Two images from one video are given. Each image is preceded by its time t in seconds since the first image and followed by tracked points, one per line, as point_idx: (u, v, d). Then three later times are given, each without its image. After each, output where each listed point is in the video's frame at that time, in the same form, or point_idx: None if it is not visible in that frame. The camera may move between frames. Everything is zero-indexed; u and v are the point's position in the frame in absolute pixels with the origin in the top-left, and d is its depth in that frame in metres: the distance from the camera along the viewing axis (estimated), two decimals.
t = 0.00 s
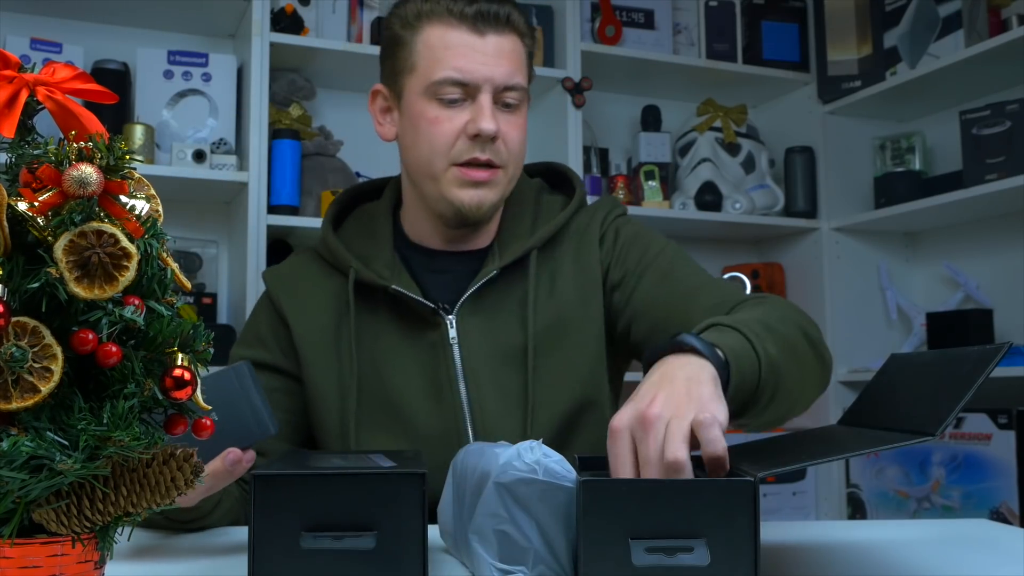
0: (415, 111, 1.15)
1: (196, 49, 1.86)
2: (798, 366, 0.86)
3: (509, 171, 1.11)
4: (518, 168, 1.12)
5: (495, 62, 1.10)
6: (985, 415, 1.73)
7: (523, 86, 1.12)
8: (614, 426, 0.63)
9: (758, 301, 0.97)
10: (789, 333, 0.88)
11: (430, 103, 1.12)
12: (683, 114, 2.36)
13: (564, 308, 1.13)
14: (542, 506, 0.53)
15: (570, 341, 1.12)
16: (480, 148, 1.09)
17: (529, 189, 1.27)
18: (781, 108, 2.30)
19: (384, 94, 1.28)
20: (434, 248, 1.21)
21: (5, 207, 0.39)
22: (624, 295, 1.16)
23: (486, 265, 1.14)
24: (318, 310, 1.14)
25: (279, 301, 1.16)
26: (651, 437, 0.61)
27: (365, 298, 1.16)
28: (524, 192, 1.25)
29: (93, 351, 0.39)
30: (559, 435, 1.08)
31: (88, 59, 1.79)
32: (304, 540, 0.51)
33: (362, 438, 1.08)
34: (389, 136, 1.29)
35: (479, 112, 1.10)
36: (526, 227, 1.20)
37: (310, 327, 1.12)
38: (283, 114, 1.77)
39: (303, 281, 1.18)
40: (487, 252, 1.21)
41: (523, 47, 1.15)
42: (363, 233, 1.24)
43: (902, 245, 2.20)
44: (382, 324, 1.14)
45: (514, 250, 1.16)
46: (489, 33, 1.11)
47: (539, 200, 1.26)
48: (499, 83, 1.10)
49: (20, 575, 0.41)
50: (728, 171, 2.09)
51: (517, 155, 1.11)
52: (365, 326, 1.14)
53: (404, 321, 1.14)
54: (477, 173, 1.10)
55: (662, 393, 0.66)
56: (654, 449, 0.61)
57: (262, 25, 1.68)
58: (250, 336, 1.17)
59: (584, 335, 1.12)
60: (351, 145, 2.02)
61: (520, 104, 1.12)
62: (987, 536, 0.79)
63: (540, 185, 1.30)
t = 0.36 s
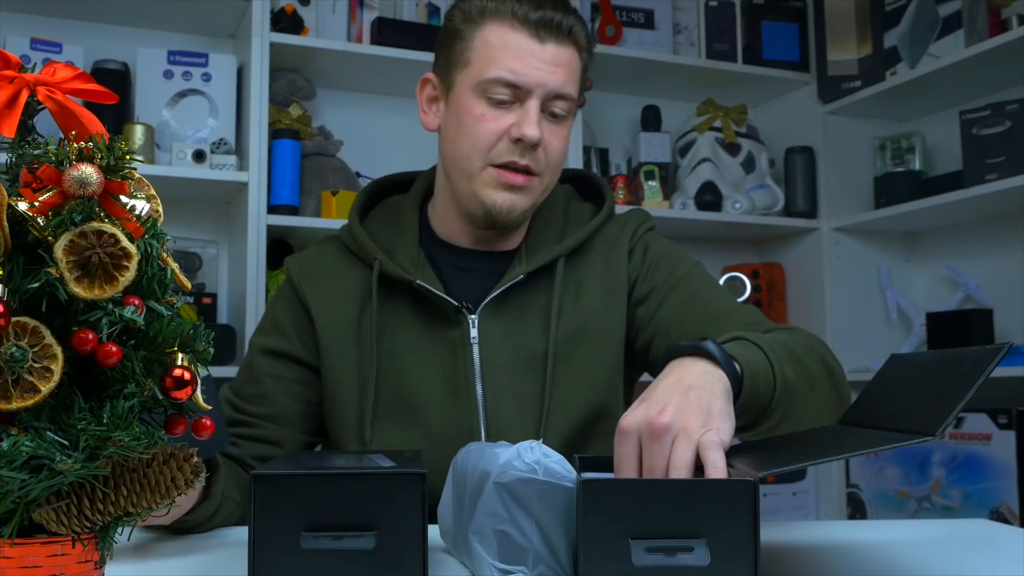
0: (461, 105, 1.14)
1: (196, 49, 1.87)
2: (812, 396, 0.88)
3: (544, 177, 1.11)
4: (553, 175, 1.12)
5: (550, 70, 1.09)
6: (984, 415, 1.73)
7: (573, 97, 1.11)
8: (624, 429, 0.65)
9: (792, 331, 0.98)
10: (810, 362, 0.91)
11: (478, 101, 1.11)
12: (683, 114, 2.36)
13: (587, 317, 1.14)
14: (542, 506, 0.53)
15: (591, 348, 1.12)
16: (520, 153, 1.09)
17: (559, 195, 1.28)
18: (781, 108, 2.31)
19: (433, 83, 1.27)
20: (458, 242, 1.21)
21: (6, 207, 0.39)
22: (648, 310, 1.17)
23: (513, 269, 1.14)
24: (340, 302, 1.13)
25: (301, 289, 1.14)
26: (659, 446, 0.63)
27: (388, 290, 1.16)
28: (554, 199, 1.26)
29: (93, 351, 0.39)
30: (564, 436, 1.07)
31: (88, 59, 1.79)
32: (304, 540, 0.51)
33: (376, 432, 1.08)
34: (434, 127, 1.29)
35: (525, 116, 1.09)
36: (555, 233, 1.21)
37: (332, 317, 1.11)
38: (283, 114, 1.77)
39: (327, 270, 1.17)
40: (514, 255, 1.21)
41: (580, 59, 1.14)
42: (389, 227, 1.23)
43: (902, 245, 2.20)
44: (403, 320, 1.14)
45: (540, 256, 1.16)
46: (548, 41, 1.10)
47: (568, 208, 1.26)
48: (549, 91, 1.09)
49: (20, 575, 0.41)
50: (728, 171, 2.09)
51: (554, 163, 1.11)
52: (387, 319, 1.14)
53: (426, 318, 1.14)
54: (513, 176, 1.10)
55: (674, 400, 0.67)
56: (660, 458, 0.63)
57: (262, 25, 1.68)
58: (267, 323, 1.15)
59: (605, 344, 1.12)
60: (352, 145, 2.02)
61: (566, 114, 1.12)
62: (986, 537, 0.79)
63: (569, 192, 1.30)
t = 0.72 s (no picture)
0: (452, 109, 1.14)
1: (196, 49, 1.87)
2: (827, 405, 0.89)
3: (535, 178, 1.10)
4: (546, 175, 1.11)
5: (533, 69, 1.08)
6: (985, 415, 1.73)
7: (563, 93, 1.10)
8: (633, 418, 0.67)
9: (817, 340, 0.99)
10: (828, 369, 0.91)
11: (467, 104, 1.11)
12: (683, 114, 2.36)
13: (604, 320, 1.14)
14: (542, 506, 0.53)
15: (606, 352, 1.12)
16: (507, 156, 1.08)
17: (574, 197, 1.28)
18: (781, 108, 2.30)
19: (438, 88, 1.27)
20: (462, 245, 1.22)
21: (5, 206, 0.39)
22: (667, 318, 1.19)
23: (527, 272, 1.14)
24: (352, 300, 1.12)
25: (313, 286, 1.14)
26: (662, 438, 0.65)
27: (401, 289, 1.16)
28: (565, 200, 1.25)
29: (93, 351, 0.39)
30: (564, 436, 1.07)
31: (88, 59, 1.79)
32: (304, 540, 0.51)
33: (390, 433, 1.08)
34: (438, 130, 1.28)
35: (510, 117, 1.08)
36: (569, 236, 1.21)
37: (345, 316, 1.11)
38: (283, 114, 1.77)
39: (338, 267, 1.17)
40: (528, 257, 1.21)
41: (571, 54, 1.12)
42: (401, 226, 1.23)
43: (902, 245, 2.20)
44: (415, 320, 1.14)
45: (553, 259, 1.16)
46: (532, 39, 1.09)
47: (582, 210, 1.27)
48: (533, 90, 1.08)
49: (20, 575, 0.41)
50: (728, 170, 2.09)
51: (546, 163, 1.10)
52: (399, 318, 1.14)
53: (439, 319, 1.14)
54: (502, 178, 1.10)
55: (683, 398, 0.68)
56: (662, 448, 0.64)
57: (262, 25, 1.67)
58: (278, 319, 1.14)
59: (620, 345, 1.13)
60: (352, 145, 2.02)
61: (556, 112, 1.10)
62: (987, 537, 0.79)
63: (583, 195, 1.30)
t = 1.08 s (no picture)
0: (431, 118, 1.13)
1: (196, 49, 1.86)
2: (804, 391, 0.89)
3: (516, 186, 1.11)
4: (528, 180, 1.11)
5: (510, 81, 1.05)
6: (985, 415, 1.73)
7: (542, 102, 1.07)
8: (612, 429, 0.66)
9: (794, 323, 0.98)
10: (801, 355, 0.91)
11: (445, 115, 1.10)
12: (682, 114, 2.35)
13: (584, 315, 1.13)
14: (542, 506, 0.53)
15: (589, 346, 1.12)
16: (488, 167, 1.08)
17: (551, 194, 1.27)
18: (781, 108, 2.30)
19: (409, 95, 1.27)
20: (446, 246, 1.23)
21: (5, 207, 0.39)
22: (649, 308, 1.18)
23: (506, 269, 1.14)
24: (334, 305, 1.13)
25: (295, 294, 1.14)
26: (643, 445, 0.64)
27: (382, 294, 1.16)
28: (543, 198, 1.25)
29: (93, 351, 0.39)
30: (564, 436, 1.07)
31: (88, 58, 1.79)
32: (304, 540, 0.51)
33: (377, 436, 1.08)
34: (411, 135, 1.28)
35: (489, 131, 1.07)
36: (547, 233, 1.21)
37: (327, 321, 1.11)
38: (283, 114, 1.77)
39: (321, 273, 1.17)
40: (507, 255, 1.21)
41: (549, 62, 1.10)
42: (381, 229, 1.23)
43: (902, 245, 2.20)
44: (398, 321, 1.14)
45: (533, 256, 1.16)
46: (508, 51, 1.06)
47: (559, 208, 1.26)
48: (511, 104, 1.06)
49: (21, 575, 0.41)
50: (728, 170, 2.09)
51: (528, 169, 1.10)
52: (383, 321, 1.14)
53: (421, 319, 1.14)
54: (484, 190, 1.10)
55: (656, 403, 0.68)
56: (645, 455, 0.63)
57: (262, 25, 1.67)
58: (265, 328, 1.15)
59: (603, 339, 1.12)
60: (351, 145, 2.02)
61: (536, 120, 1.08)
62: (987, 536, 0.79)
63: (559, 190, 1.30)
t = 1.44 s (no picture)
0: (416, 119, 1.13)
1: (196, 49, 1.86)
2: (805, 391, 0.88)
3: (506, 179, 1.11)
4: (516, 175, 1.11)
5: (493, 72, 1.06)
6: (985, 415, 1.73)
7: (525, 93, 1.08)
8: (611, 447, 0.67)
9: (786, 320, 0.98)
10: (796, 354, 0.90)
11: (430, 113, 1.10)
12: (683, 114, 2.35)
13: (574, 314, 1.13)
14: (542, 506, 0.53)
15: (581, 345, 1.12)
16: (476, 161, 1.08)
17: (541, 192, 1.27)
18: (781, 108, 2.30)
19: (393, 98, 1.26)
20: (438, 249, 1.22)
21: (5, 207, 0.39)
22: (643, 305, 1.17)
23: (497, 268, 1.14)
24: (324, 308, 1.13)
25: (286, 298, 1.14)
26: (639, 465, 0.65)
27: (371, 301, 1.16)
28: (534, 196, 1.25)
29: (93, 351, 0.39)
30: (563, 436, 1.07)
31: (88, 59, 1.79)
32: (304, 539, 0.51)
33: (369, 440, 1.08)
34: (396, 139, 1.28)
35: (476, 124, 1.08)
36: (537, 230, 1.20)
37: (318, 325, 1.11)
38: (283, 114, 1.77)
39: (314, 276, 1.18)
40: (497, 255, 1.20)
41: (529, 53, 1.11)
42: (372, 232, 1.23)
43: (902, 245, 2.20)
44: (390, 323, 1.14)
45: (522, 256, 1.16)
46: (490, 44, 1.08)
47: (551, 206, 1.26)
48: (496, 96, 1.07)
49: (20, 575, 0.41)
50: (728, 171, 2.09)
51: (516, 163, 1.10)
52: (374, 324, 1.14)
53: (412, 321, 1.13)
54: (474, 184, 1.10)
55: (657, 423, 0.68)
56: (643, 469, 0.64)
57: (262, 25, 1.67)
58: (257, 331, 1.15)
59: (595, 338, 1.12)
60: (351, 145, 2.02)
61: (520, 113, 1.09)
62: (988, 536, 0.79)
63: (549, 188, 1.30)
